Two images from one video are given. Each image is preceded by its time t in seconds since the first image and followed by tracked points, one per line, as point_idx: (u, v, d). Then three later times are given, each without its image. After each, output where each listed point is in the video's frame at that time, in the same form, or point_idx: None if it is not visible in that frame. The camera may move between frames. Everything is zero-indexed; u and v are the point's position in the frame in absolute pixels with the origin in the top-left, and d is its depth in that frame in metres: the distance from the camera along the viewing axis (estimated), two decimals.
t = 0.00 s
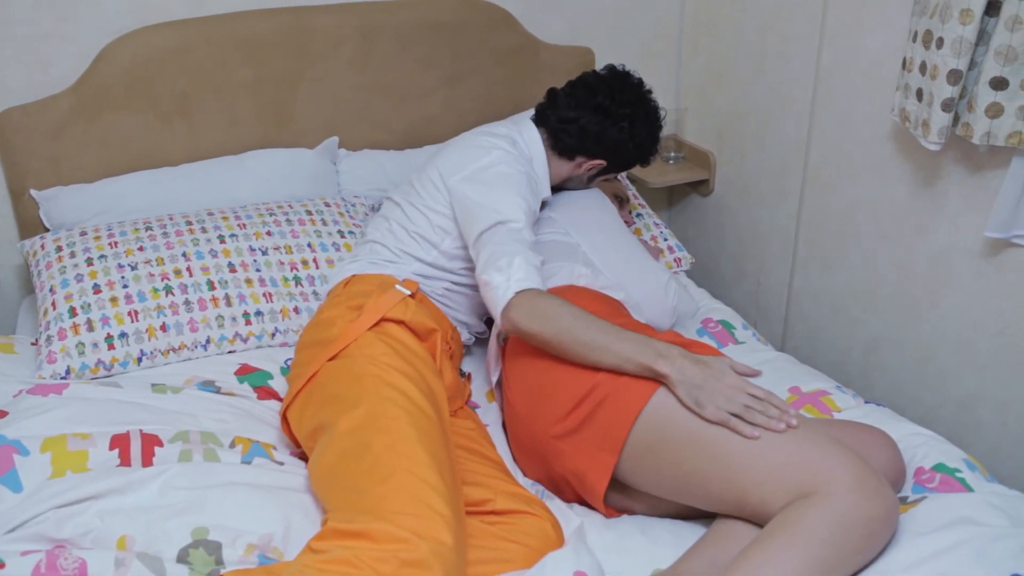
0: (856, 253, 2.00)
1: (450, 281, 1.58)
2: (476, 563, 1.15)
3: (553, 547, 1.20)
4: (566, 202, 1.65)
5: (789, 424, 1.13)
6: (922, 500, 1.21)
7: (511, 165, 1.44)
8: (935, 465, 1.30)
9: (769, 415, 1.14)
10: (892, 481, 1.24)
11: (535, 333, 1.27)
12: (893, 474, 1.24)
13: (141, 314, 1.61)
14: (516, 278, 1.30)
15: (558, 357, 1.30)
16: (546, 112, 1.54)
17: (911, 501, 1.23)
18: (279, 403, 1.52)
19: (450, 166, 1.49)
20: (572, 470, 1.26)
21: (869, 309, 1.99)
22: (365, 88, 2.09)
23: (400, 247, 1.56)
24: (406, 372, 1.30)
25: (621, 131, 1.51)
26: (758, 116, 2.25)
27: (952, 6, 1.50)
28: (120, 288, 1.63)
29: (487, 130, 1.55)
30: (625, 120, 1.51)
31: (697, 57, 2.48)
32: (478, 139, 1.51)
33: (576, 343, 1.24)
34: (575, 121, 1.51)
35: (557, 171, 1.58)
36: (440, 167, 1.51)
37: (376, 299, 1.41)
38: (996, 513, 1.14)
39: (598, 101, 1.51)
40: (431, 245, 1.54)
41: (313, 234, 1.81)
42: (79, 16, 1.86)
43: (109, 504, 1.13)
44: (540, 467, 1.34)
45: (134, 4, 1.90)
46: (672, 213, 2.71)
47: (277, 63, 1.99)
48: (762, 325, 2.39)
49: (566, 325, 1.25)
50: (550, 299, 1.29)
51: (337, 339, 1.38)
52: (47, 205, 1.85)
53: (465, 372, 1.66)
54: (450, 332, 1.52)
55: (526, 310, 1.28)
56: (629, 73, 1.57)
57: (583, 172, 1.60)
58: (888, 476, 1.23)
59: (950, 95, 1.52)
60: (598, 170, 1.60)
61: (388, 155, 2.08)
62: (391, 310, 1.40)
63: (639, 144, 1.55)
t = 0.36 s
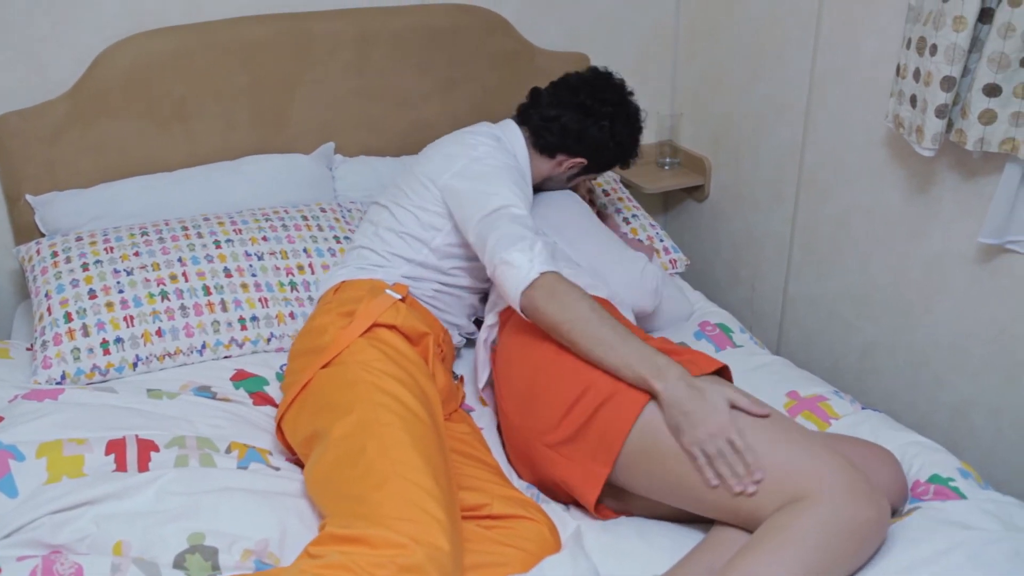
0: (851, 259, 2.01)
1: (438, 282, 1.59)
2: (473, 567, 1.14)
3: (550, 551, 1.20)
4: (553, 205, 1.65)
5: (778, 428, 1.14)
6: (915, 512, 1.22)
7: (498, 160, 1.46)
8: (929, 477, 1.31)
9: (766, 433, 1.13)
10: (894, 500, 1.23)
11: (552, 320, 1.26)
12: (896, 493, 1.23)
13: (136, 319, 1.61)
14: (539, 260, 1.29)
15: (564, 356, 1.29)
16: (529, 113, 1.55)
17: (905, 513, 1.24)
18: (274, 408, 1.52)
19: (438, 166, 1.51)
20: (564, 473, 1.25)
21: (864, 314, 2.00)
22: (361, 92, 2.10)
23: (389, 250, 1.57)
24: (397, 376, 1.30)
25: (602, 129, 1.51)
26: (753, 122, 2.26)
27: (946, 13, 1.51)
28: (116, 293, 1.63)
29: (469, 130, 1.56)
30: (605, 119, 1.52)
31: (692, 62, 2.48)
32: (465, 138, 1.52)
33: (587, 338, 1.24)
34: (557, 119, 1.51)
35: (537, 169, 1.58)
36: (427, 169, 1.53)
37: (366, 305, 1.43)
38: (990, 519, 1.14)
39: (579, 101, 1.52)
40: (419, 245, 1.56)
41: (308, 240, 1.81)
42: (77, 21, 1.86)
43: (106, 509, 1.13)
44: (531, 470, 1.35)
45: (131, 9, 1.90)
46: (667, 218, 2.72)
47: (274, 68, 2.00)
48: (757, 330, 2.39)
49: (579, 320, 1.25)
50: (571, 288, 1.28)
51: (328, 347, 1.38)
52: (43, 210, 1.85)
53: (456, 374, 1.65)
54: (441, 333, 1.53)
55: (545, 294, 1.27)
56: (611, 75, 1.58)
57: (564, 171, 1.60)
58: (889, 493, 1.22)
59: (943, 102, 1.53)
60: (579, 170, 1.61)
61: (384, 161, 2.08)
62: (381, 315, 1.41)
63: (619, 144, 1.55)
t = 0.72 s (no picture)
0: (849, 256, 2.01)
1: (416, 281, 1.52)
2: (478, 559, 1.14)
3: (556, 544, 1.20)
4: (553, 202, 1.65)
5: (755, 416, 1.13)
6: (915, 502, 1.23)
7: (467, 152, 1.41)
8: (930, 466, 1.31)
9: (698, 448, 1.12)
10: (887, 484, 1.25)
11: (490, 336, 1.24)
12: (886, 476, 1.25)
13: (133, 319, 1.61)
14: (477, 276, 1.25)
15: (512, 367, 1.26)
16: (487, 106, 1.54)
17: (903, 503, 1.25)
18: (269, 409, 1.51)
19: (404, 162, 1.45)
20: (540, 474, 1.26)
21: (863, 312, 2.00)
22: (359, 91, 2.09)
23: (360, 250, 1.51)
24: (381, 378, 1.27)
25: (558, 79, 1.49)
26: (752, 120, 2.26)
27: (944, 11, 1.51)
28: (113, 293, 1.63)
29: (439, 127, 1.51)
30: (557, 70, 1.50)
31: (691, 60, 2.48)
32: (434, 135, 1.47)
33: (523, 357, 1.21)
34: (514, 91, 1.50)
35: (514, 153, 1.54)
36: (395, 165, 1.47)
37: (342, 309, 1.37)
38: (989, 514, 1.15)
39: (525, 67, 1.51)
40: (389, 243, 1.49)
41: (306, 240, 1.81)
42: (74, 20, 1.86)
43: (105, 508, 1.13)
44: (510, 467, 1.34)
45: (128, 8, 1.90)
46: (666, 216, 2.72)
47: (272, 67, 1.99)
48: (755, 328, 2.40)
49: (515, 337, 1.22)
50: (513, 299, 1.25)
51: (307, 355, 1.33)
52: (40, 209, 1.84)
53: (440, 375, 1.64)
54: (421, 335, 1.48)
55: (484, 313, 1.25)
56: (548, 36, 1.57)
57: (545, 143, 1.56)
58: (880, 479, 1.24)
59: (942, 99, 1.53)
60: (558, 135, 1.56)
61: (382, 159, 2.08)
62: (358, 318, 1.36)
63: (582, 88, 1.52)
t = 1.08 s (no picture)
0: (852, 254, 2.01)
1: (403, 292, 1.48)
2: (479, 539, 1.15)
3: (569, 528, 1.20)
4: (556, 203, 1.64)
5: (756, 416, 1.13)
6: (918, 501, 1.22)
7: (463, 173, 1.38)
8: (933, 465, 1.31)
9: (681, 465, 1.14)
10: (890, 485, 1.24)
11: (466, 366, 1.24)
12: (891, 478, 1.24)
13: (135, 317, 1.61)
14: (453, 305, 1.26)
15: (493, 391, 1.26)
16: (468, 120, 1.54)
17: (906, 503, 1.24)
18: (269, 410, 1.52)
19: (399, 173, 1.43)
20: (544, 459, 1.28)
21: (866, 309, 2.00)
22: (361, 88, 2.09)
23: (349, 258, 1.48)
24: (366, 382, 1.24)
25: (516, 65, 1.53)
26: (755, 116, 2.25)
27: (949, 6, 1.50)
28: (114, 291, 1.62)
29: (439, 141, 1.48)
30: (510, 60, 1.54)
31: (693, 57, 2.48)
32: (432, 149, 1.44)
33: (502, 386, 1.21)
34: (483, 92, 1.52)
35: (511, 144, 1.53)
36: (390, 177, 1.44)
37: (325, 314, 1.32)
38: (992, 513, 1.14)
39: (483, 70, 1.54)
40: (378, 253, 1.46)
41: (308, 239, 1.81)
42: (75, 16, 1.86)
43: (108, 506, 1.13)
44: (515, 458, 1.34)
45: (129, 3, 1.89)
46: (668, 213, 2.71)
47: (273, 64, 1.99)
48: (758, 325, 2.39)
49: (490, 368, 1.22)
50: (486, 327, 1.25)
51: (288, 361, 1.30)
52: (42, 205, 1.84)
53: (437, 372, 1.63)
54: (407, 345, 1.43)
55: (459, 343, 1.25)
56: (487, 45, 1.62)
57: (537, 127, 1.55)
58: (884, 477, 1.23)
59: (946, 96, 1.53)
60: (546, 116, 1.56)
61: (383, 156, 2.07)
62: (342, 323, 1.31)
63: (540, 65, 1.56)
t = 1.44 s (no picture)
0: (853, 257, 2.01)
1: (416, 295, 1.48)
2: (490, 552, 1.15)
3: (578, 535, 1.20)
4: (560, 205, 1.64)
5: (762, 420, 1.12)
6: (921, 504, 1.22)
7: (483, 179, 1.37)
8: (935, 468, 1.31)
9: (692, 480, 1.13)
10: (893, 489, 1.24)
11: (483, 373, 1.24)
12: (893, 482, 1.24)
13: (136, 318, 1.61)
14: (473, 309, 1.25)
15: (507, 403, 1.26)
16: (485, 114, 1.52)
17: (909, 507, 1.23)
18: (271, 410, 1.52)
19: (417, 175, 1.42)
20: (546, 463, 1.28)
21: (867, 312, 2.00)
22: (363, 89, 2.09)
23: (363, 259, 1.47)
24: (381, 388, 1.23)
25: (543, 68, 1.51)
26: (756, 118, 2.25)
27: (950, 10, 1.50)
28: (116, 291, 1.62)
29: (458, 145, 1.47)
30: (536, 61, 1.53)
31: (694, 59, 2.48)
32: (450, 151, 1.43)
33: (517, 398, 1.21)
34: (507, 88, 1.50)
35: (524, 146, 1.53)
36: (408, 179, 1.44)
37: (341, 316, 1.32)
38: (995, 516, 1.14)
39: (510, 65, 1.52)
40: (393, 256, 1.45)
41: (310, 239, 1.81)
42: (78, 18, 1.86)
43: (111, 506, 1.13)
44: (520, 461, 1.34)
45: (131, 4, 1.89)
46: (670, 215, 2.72)
47: (275, 65, 1.99)
48: (760, 327, 2.39)
49: (506, 376, 1.21)
50: (506, 336, 1.25)
51: (303, 362, 1.29)
52: (44, 206, 1.84)
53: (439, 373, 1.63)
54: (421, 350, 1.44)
55: (476, 350, 1.24)
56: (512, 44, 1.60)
57: (548, 135, 1.55)
58: (886, 481, 1.23)
59: (948, 99, 1.53)
60: (558, 125, 1.56)
61: (385, 157, 2.07)
62: (358, 326, 1.31)
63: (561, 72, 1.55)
